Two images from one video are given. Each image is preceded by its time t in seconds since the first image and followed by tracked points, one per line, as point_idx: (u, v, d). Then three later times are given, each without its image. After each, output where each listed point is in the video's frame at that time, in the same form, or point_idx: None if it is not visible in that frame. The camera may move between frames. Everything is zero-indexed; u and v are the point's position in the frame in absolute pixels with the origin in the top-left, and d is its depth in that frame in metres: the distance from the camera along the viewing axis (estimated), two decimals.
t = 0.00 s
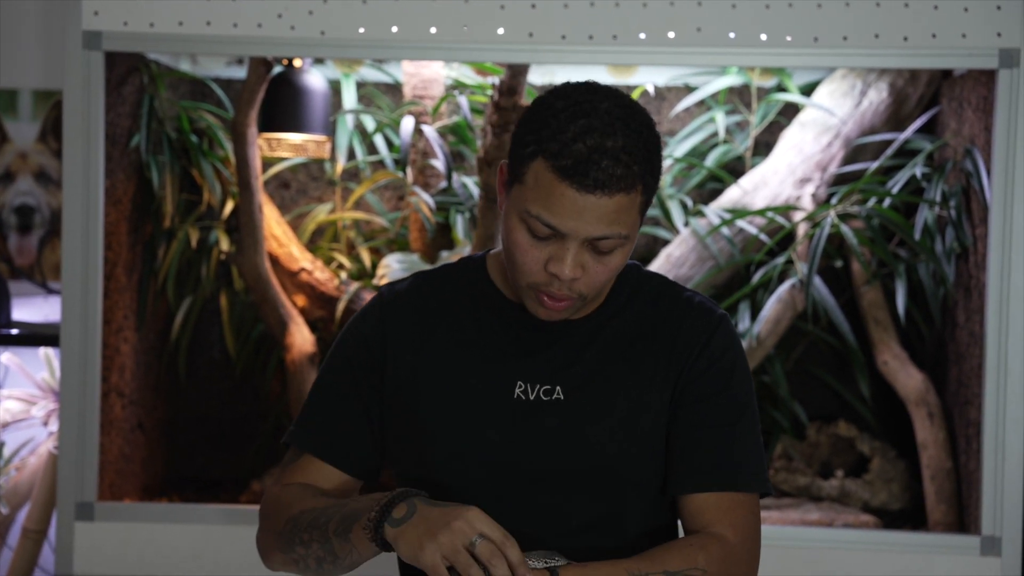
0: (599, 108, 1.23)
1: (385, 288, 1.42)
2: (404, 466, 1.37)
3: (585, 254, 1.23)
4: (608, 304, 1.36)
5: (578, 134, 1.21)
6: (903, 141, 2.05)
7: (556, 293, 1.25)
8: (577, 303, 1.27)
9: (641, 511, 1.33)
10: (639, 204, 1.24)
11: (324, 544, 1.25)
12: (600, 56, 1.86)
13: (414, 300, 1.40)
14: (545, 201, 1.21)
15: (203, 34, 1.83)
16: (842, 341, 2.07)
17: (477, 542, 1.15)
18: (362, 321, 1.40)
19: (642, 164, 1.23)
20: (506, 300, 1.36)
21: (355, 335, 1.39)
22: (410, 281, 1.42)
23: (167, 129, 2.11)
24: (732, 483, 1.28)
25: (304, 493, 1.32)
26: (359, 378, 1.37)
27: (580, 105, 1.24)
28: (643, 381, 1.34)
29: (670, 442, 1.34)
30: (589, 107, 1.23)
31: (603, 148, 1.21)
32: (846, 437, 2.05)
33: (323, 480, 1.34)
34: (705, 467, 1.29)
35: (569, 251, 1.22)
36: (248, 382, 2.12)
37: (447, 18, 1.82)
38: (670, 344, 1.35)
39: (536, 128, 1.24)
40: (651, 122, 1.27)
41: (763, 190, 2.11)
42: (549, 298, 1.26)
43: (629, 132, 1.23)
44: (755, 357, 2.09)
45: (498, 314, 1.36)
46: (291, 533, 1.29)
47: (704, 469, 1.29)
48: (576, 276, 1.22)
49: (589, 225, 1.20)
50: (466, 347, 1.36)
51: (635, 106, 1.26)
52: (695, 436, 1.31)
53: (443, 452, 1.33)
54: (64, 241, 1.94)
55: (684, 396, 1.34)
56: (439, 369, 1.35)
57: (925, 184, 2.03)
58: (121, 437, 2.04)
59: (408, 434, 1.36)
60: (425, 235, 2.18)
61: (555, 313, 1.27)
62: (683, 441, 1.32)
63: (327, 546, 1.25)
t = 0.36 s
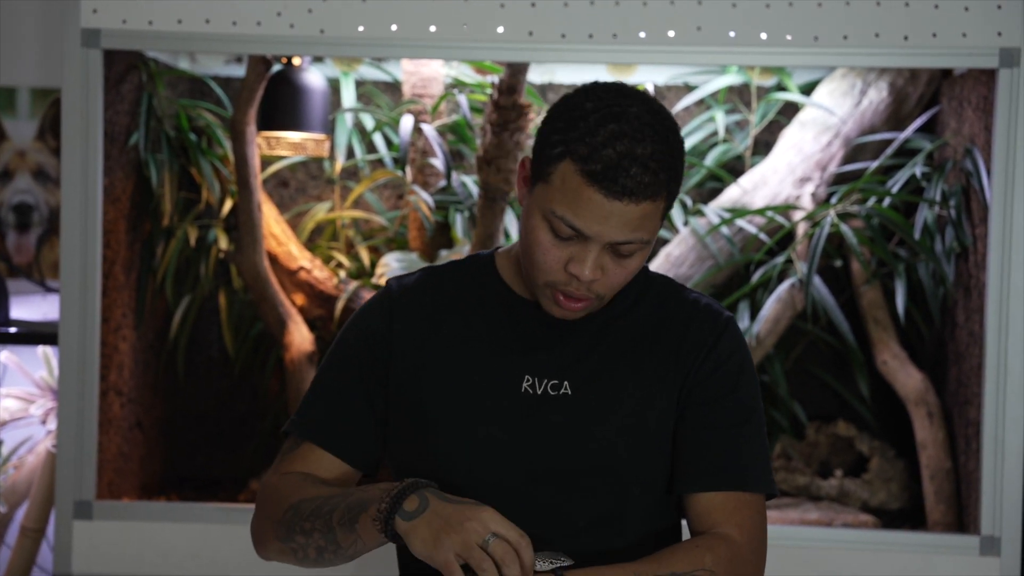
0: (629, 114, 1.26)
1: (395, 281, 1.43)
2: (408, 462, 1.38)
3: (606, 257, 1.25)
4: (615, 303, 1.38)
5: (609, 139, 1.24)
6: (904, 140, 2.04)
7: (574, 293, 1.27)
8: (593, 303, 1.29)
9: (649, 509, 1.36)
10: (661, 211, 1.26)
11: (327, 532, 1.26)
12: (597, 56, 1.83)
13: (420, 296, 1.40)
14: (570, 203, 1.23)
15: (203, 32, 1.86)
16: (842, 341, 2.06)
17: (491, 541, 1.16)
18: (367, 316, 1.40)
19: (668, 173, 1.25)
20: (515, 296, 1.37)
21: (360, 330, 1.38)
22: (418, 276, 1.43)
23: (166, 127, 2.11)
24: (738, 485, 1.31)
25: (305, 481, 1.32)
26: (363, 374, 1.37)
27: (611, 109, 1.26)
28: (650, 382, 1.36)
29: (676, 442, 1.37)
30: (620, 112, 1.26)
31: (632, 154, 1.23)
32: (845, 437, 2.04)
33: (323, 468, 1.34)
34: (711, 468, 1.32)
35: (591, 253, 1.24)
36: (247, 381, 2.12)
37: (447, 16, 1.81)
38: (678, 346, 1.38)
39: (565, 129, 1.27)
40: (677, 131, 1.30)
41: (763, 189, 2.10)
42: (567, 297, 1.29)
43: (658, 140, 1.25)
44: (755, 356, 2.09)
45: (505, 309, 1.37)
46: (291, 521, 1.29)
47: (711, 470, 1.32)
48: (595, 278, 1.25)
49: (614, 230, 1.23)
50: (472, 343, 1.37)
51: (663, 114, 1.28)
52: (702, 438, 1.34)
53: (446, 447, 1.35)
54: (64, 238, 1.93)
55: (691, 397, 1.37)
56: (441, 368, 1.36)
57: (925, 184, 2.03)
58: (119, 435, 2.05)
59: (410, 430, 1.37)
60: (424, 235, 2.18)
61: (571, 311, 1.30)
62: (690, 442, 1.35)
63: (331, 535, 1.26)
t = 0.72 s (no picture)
0: (650, 108, 1.25)
1: (394, 270, 1.42)
2: (404, 457, 1.37)
3: (618, 250, 1.25)
4: (614, 299, 1.38)
5: (631, 131, 1.23)
6: (897, 133, 2.06)
7: (583, 285, 1.26)
8: (601, 297, 1.29)
9: (646, 506, 1.36)
10: (675, 207, 1.26)
11: (319, 519, 1.25)
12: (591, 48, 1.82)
13: (417, 290, 1.39)
14: (587, 192, 1.22)
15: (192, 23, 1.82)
16: (834, 334, 2.06)
17: (490, 543, 1.15)
18: (364, 309, 1.38)
19: (684, 169, 1.25)
20: (512, 288, 1.37)
21: (355, 322, 1.37)
22: (417, 265, 1.43)
23: (156, 118, 2.10)
24: (736, 482, 1.30)
25: (296, 467, 1.30)
26: (359, 367, 1.36)
27: (631, 103, 1.26)
28: (649, 378, 1.35)
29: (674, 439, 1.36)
30: (640, 106, 1.26)
31: (653, 147, 1.23)
32: (837, 430, 2.05)
33: (315, 453, 1.33)
34: (710, 465, 1.31)
35: (604, 245, 1.23)
36: (237, 373, 2.10)
37: (439, 7, 1.80)
38: (676, 343, 1.37)
39: (583, 120, 1.26)
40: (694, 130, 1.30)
41: (756, 182, 2.11)
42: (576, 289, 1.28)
43: (676, 137, 1.25)
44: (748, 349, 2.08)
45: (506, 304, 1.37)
46: (281, 506, 1.28)
47: (710, 468, 1.31)
48: (605, 270, 1.24)
49: (629, 223, 1.22)
50: (469, 336, 1.36)
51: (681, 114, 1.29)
52: (700, 435, 1.33)
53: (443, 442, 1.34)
54: (52, 231, 1.91)
55: (690, 395, 1.36)
56: (439, 361, 1.36)
57: (918, 176, 2.03)
58: (109, 428, 2.03)
59: (405, 425, 1.36)
60: (415, 227, 2.17)
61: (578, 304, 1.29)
62: (688, 439, 1.34)
63: (324, 521, 1.25)
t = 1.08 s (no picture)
0: (633, 97, 1.26)
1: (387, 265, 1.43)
2: (399, 452, 1.37)
3: (605, 239, 1.25)
4: (609, 294, 1.38)
5: (613, 119, 1.24)
6: (892, 127, 2.05)
7: (572, 275, 1.27)
8: (590, 287, 1.29)
9: (642, 502, 1.35)
10: (662, 195, 1.27)
11: (304, 517, 1.24)
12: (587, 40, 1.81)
13: (412, 283, 1.40)
14: (572, 181, 1.23)
15: (188, 16, 1.83)
16: (830, 330, 2.07)
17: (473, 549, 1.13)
18: (358, 303, 1.38)
19: (669, 155, 1.26)
20: (507, 283, 1.37)
21: (351, 317, 1.37)
22: (410, 260, 1.42)
23: (149, 111, 2.08)
24: (733, 478, 1.30)
25: (286, 462, 1.30)
26: (354, 362, 1.36)
27: (613, 92, 1.27)
28: (644, 374, 1.35)
29: (670, 435, 1.36)
30: (623, 95, 1.26)
31: (636, 134, 1.23)
32: (833, 424, 2.05)
33: (307, 449, 1.32)
34: (706, 461, 1.31)
35: (591, 234, 1.24)
36: (230, 368, 2.10)
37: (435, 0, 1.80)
38: (672, 339, 1.37)
39: (567, 110, 1.27)
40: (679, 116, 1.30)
41: (751, 175, 2.11)
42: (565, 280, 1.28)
43: (660, 124, 1.26)
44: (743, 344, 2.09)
45: (502, 297, 1.37)
46: (269, 502, 1.27)
47: (706, 464, 1.31)
48: (593, 260, 1.25)
49: (615, 211, 1.23)
50: (466, 330, 1.36)
51: (664, 101, 1.29)
52: (697, 431, 1.33)
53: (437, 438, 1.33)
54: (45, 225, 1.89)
55: (686, 390, 1.36)
56: (434, 356, 1.35)
57: (913, 170, 2.02)
58: (102, 422, 2.02)
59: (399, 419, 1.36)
60: (410, 221, 2.18)
61: (567, 295, 1.30)
62: (684, 434, 1.34)
63: (308, 519, 1.23)
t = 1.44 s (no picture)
0: (614, 75, 1.28)
1: (376, 264, 1.41)
2: (395, 449, 1.36)
3: (590, 217, 1.25)
4: (604, 289, 1.37)
5: (594, 96, 1.25)
6: (890, 123, 2.04)
7: (557, 255, 1.26)
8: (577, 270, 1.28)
9: (641, 501, 1.35)
10: (645, 173, 1.27)
11: (295, 553, 1.25)
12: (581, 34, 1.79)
13: (405, 281, 1.38)
14: (555, 157, 1.23)
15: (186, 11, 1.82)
16: (827, 325, 2.06)
17: (458, 538, 1.16)
18: (352, 299, 1.38)
19: (652, 132, 1.27)
20: (500, 280, 1.36)
21: (346, 315, 1.36)
22: (400, 258, 1.41)
23: (145, 106, 2.08)
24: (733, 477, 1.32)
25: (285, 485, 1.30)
26: (350, 356, 1.35)
27: (595, 73, 1.29)
28: (640, 371, 1.35)
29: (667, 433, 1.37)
30: (604, 74, 1.28)
31: (618, 109, 1.25)
32: (829, 420, 2.05)
33: (307, 463, 1.31)
34: (705, 460, 1.32)
35: (575, 210, 1.24)
36: (226, 364, 2.09)
37: None
38: (668, 336, 1.37)
39: (549, 91, 1.28)
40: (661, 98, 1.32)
41: (748, 171, 2.11)
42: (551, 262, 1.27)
43: (641, 100, 1.27)
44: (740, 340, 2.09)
45: (496, 294, 1.36)
46: (267, 534, 1.27)
47: (705, 462, 1.32)
48: (578, 238, 1.24)
49: (598, 186, 1.23)
50: (462, 326, 1.35)
51: (647, 81, 1.31)
52: (695, 430, 1.34)
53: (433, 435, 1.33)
54: (40, 218, 1.89)
55: (683, 389, 1.36)
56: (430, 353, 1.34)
57: (910, 167, 2.03)
58: (97, 418, 2.02)
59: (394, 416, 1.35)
60: (406, 217, 2.16)
61: (553, 278, 1.28)
62: (682, 433, 1.35)
63: (299, 556, 1.24)
